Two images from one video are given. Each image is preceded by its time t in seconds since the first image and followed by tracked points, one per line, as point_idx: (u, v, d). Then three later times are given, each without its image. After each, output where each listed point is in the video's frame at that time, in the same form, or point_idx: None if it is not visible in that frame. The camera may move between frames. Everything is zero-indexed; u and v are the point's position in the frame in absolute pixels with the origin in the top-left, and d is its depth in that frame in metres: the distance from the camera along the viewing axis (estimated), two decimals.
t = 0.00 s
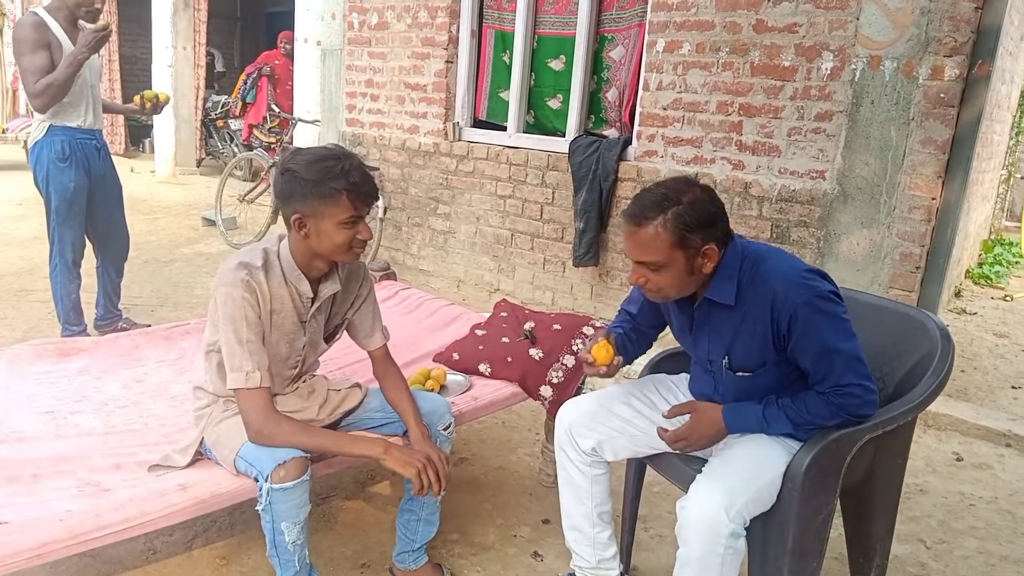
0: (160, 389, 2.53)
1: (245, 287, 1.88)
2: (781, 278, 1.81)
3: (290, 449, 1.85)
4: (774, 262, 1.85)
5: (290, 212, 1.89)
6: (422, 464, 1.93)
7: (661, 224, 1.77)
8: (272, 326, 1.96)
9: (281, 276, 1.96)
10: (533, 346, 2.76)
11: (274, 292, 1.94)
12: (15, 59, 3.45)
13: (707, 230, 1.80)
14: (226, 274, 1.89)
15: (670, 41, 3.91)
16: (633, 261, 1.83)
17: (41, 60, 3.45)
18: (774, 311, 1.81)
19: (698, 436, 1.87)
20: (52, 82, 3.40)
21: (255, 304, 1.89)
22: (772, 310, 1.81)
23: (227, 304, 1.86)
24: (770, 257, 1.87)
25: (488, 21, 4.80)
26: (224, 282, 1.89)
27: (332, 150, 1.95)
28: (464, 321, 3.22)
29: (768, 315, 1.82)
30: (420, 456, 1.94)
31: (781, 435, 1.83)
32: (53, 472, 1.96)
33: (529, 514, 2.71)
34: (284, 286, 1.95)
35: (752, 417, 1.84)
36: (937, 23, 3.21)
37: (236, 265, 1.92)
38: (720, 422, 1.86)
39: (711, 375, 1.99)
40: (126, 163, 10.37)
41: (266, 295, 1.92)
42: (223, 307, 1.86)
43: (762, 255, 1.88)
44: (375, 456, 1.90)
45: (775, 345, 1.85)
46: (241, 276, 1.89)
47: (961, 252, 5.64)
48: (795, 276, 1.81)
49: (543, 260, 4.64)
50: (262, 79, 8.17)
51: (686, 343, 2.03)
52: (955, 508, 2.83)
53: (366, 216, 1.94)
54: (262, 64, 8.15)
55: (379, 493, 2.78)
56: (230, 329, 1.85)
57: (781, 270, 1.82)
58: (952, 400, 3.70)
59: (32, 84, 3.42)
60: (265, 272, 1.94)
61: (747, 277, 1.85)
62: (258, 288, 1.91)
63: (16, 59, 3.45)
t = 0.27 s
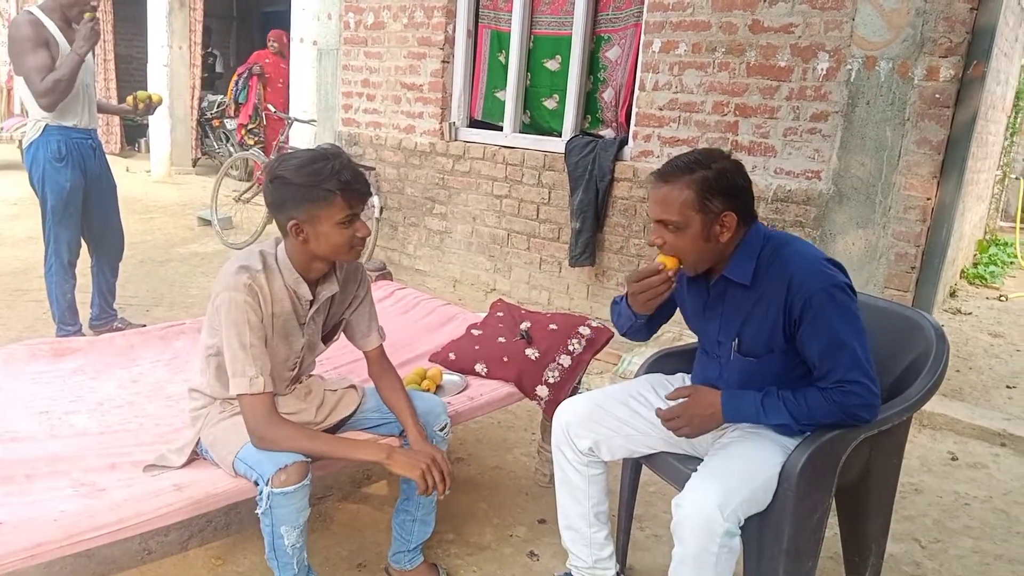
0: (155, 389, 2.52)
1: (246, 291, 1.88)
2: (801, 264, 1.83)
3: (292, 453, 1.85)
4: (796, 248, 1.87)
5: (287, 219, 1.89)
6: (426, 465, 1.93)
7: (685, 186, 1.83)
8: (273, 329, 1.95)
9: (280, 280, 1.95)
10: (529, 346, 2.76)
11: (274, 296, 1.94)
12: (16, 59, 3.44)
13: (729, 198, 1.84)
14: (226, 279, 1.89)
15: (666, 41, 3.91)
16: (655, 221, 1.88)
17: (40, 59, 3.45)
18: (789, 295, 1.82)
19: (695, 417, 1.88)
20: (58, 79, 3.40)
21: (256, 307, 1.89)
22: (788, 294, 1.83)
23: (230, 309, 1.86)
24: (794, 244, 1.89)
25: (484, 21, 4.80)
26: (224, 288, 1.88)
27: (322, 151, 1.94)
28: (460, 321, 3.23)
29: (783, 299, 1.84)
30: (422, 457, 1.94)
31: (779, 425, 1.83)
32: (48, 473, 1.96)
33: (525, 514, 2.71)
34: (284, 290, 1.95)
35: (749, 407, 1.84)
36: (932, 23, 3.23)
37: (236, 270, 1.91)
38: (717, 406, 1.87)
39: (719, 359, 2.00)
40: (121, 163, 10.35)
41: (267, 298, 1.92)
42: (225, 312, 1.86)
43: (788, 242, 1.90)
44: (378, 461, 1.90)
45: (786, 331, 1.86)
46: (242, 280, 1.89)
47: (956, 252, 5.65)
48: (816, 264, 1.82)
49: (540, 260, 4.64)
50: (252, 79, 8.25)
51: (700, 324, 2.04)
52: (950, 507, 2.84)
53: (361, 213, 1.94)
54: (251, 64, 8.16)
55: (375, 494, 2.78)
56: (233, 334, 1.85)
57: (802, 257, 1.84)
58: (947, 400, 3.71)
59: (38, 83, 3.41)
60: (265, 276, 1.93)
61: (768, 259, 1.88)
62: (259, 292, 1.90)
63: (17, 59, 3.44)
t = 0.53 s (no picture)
0: (152, 386, 2.52)
1: (246, 287, 1.88)
2: (816, 256, 1.83)
3: (289, 450, 1.85)
4: (813, 241, 1.87)
5: (283, 217, 1.89)
6: (423, 463, 1.93)
7: (708, 172, 1.83)
8: (272, 326, 1.95)
9: (278, 277, 1.95)
10: (526, 344, 2.76)
11: (272, 293, 1.94)
12: (12, 57, 3.43)
13: (751, 188, 1.83)
14: (225, 276, 1.88)
15: (663, 39, 3.91)
16: (675, 206, 1.88)
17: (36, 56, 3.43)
18: (802, 287, 1.82)
19: (696, 409, 1.88)
20: (56, 75, 3.39)
21: (254, 304, 1.88)
22: (801, 286, 1.83)
23: (228, 305, 1.85)
24: (811, 237, 1.89)
25: (481, 19, 4.80)
26: (222, 285, 1.88)
27: (319, 147, 1.93)
28: (457, 319, 3.23)
29: (796, 291, 1.84)
30: (419, 454, 1.94)
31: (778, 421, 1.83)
32: (44, 470, 1.95)
33: (522, 512, 2.71)
34: (282, 287, 1.94)
35: (748, 401, 1.85)
36: (929, 22, 3.22)
37: (235, 267, 1.91)
38: (717, 399, 1.87)
39: (725, 350, 2.00)
40: (118, 160, 10.32)
41: (265, 295, 1.91)
42: (223, 309, 1.85)
43: (805, 235, 1.90)
44: (375, 459, 1.90)
45: (797, 323, 1.86)
46: (241, 277, 1.88)
47: (953, 250, 5.66)
48: (831, 258, 1.82)
49: (537, 258, 4.64)
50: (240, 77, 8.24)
51: (709, 313, 2.04)
52: (946, 505, 2.84)
53: (358, 210, 1.93)
54: (238, 64, 8.16)
55: (373, 491, 2.78)
56: (231, 331, 1.84)
57: (818, 250, 1.84)
58: (943, 398, 3.71)
59: (35, 80, 3.41)
60: (263, 273, 1.93)
61: (785, 250, 1.87)
62: (257, 289, 1.90)
63: (13, 57, 3.43)
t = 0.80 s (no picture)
0: (153, 384, 2.52)
1: (249, 284, 1.88)
2: (826, 254, 1.83)
3: (289, 447, 1.85)
4: (822, 239, 1.87)
5: (285, 213, 1.88)
6: (423, 463, 1.92)
7: (724, 166, 1.83)
8: (274, 322, 1.95)
9: (279, 274, 1.94)
10: (527, 342, 2.76)
11: (274, 290, 1.93)
12: (11, 54, 3.43)
13: (766, 185, 1.83)
14: (228, 273, 1.88)
15: (664, 37, 3.90)
16: (688, 198, 1.88)
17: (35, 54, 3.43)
18: (809, 285, 1.82)
19: (697, 408, 1.88)
20: (53, 73, 3.39)
21: (257, 301, 1.88)
22: (808, 283, 1.82)
23: (231, 302, 1.85)
24: (820, 235, 1.89)
25: (482, 17, 4.79)
26: (225, 281, 1.88)
27: (320, 145, 1.93)
28: (457, 317, 3.23)
29: (803, 288, 1.83)
30: (419, 452, 1.94)
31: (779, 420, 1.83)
32: (45, 468, 1.95)
33: (523, 510, 2.71)
34: (284, 284, 1.94)
35: (750, 399, 1.84)
36: (931, 20, 3.21)
37: (238, 263, 1.90)
38: (718, 398, 1.87)
39: (729, 346, 2.00)
40: (119, 158, 10.33)
41: (268, 292, 1.91)
42: (225, 305, 1.85)
43: (815, 233, 1.90)
44: (375, 457, 1.90)
45: (803, 320, 1.85)
46: (244, 273, 1.88)
47: (954, 249, 5.67)
48: (840, 256, 1.82)
49: (538, 257, 4.64)
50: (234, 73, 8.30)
51: (715, 309, 2.04)
52: (946, 503, 2.85)
53: (359, 208, 1.93)
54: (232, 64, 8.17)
55: (373, 489, 2.78)
56: (234, 327, 1.84)
57: (828, 248, 1.84)
58: (944, 397, 3.71)
59: (32, 77, 3.41)
60: (265, 270, 1.93)
61: (795, 248, 1.87)
62: (260, 285, 1.90)
63: (12, 54, 3.43)
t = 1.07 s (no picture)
0: (151, 380, 2.52)
1: (244, 276, 1.88)
2: (825, 251, 1.83)
3: (285, 441, 1.85)
4: (821, 235, 1.87)
5: (280, 205, 1.88)
6: (418, 459, 1.92)
7: (727, 161, 1.82)
8: (269, 316, 1.95)
9: (275, 267, 1.94)
10: (525, 339, 2.76)
11: (270, 284, 1.93)
12: (7, 48, 3.42)
13: (768, 182, 1.83)
14: (224, 265, 1.88)
15: (664, 34, 3.90)
16: (689, 193, 1.88)
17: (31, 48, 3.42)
18: (808, 282, 1.82)
19: (696, 406, 1.89)
20: (47, 66, 3.37)
21: (252, 294, 1.88)
22: (807, 280, 1.82)
23: (226, 295, 1.85)
24: (819, 231, 1.89)
25: (480, 13, 4.78)
26: (220, 273, 1.87)
27: (317, 138, 1.94)
28: (456, 313, 3.22)
29: (802, 284, 1.83)
30: (415, 447, 1.94)
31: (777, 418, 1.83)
32: (43, 464, 1.95)
33: (521, 507, 2.71)
34: (280, 277, 1.94)
35: (748, 396, 1.84)
36: (930, 18, 3.21)
37: (234, 256, 1.90)
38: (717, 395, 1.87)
39: (727, 343, 2.00)
40: (117, 153, 10.30)
41: (264, 285, 1.91)
42: (220, 298, 1.85)
43: (814, 230, 1.90)
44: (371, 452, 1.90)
45: (801, 316, 1.85)
46: (240, 266, 1.88)
47: (951, 247, 5.67)
48: (839, 253, 1.82)
49: (536, 253, 4.64)
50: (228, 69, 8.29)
51: (713, 305, 2.04)
52: (943, 501, 2.85)
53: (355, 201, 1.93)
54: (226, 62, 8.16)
55: (371, 485, 2.78)
56: (229, 320, 1.84)
57: (827, 245, 1.84)
58: (941, 394, 3.72)
59: (25, 69, 3.39)
60: (261, 263, 1.93)
61: (794, 245, 1.87)
62: (256, 278, 1.90)
63: (9, 48, 3.42)
